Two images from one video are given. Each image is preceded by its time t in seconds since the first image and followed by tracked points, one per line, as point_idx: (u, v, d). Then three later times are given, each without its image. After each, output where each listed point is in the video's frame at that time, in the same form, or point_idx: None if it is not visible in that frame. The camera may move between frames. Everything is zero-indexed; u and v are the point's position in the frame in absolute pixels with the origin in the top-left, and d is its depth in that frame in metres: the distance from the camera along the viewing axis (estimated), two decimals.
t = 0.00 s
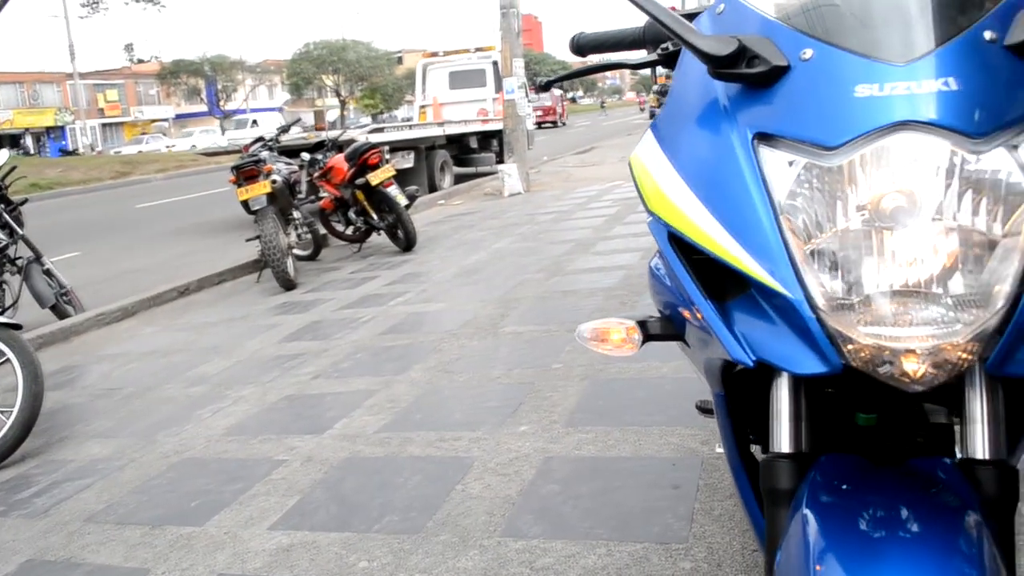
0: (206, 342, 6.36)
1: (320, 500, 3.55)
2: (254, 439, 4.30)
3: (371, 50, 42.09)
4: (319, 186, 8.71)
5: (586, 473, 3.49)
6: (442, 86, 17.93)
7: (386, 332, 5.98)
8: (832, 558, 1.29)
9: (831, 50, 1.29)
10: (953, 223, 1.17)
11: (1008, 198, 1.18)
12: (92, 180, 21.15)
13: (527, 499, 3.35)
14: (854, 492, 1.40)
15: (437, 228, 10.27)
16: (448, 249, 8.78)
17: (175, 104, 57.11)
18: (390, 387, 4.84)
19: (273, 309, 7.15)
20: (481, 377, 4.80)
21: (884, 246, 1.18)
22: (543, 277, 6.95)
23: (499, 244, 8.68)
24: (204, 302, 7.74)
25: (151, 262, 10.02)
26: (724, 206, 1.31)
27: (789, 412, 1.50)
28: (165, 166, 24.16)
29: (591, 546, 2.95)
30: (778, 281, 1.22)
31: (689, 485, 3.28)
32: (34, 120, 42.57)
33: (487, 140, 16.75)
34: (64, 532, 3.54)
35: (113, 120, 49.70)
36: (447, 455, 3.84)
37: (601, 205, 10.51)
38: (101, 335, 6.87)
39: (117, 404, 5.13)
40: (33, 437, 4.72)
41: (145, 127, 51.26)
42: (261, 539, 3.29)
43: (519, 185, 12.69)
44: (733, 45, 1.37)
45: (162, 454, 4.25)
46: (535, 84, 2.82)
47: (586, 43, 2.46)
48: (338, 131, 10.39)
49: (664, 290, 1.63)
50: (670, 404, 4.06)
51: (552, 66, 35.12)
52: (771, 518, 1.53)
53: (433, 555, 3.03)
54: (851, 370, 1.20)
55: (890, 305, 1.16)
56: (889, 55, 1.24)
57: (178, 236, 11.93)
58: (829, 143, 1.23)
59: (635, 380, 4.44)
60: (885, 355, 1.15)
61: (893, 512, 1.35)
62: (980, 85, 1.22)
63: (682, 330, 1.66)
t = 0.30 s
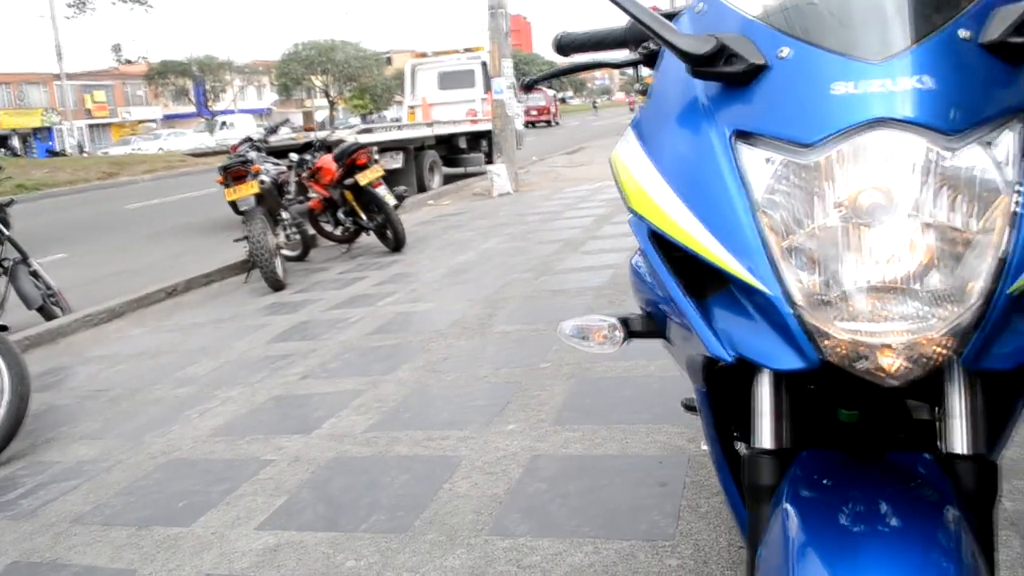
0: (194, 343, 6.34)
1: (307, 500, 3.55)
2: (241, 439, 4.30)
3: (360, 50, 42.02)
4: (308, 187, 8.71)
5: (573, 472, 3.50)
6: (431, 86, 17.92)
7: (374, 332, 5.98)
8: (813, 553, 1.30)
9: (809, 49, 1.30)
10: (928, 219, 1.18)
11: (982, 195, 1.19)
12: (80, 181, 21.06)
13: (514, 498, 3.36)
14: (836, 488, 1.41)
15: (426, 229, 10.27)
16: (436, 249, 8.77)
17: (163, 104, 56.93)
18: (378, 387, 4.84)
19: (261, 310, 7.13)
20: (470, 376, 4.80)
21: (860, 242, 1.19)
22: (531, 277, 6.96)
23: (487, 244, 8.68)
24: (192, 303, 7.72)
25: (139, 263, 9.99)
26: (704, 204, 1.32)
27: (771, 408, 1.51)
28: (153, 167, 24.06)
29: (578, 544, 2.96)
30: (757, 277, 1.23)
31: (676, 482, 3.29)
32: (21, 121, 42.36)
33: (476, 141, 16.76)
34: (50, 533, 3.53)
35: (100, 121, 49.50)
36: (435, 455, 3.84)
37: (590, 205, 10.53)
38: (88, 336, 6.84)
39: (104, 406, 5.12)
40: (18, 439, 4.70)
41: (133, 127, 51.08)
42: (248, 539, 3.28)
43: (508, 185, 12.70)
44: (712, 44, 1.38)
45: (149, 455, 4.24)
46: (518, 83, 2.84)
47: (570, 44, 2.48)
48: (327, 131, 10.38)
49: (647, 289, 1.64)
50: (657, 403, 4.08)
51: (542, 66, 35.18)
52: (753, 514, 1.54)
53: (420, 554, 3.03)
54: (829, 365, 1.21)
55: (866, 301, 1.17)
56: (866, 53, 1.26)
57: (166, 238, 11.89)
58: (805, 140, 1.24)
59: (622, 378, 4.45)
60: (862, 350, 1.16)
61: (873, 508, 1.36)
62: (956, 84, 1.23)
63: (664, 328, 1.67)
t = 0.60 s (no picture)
0: (183, 345, 6.32)
1: (297, 502, 3.54)
2: (230, 442, 4.28)
3: (350, 51, 41.94)
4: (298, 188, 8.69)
5: (563, 473, 3.50)
6: (422, 87, 17.90)
7: (365, 334, 5.97)
8: (796, 550, 1.31)
9: (789, 49, 1.31)
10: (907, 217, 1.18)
11: (962, 194, 1.20)
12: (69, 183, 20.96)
13: (504, 499, 3.36)
14: (820, 485, 1.41)
15: (416, 230, 10.26)
16: (427, 250, 8.77)
17: (153, 106, 56.75)
18: (368, 388, 4.83)
19: (251, 312, 7.11)
20: (460, 378, 4.80)
21: (839, 241, 1.20)
22: (522, 278, 6.96)
23: (478, 245, 8.68)
24: (181, 305, 7.70)
25: (128, 266, 9.95)
26: (685, 204, 1.32)
27: (755, 408, 1.51)
28: (142, 169, 23.94)
29: (568, 545, 2.96)
30: (737, 276, 1.23)
31: (665, 483, 3.30)
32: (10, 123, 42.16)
33: (467, 142, 16.75)
34: (38, 537, 3.51)
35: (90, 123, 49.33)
36: (425, 456, 3.83)
37: (580, 206, 10.54)
38: (77, 339, 6.82)
39: (93, 409, 5.10)
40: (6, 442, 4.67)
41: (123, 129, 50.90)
42: (238, 542, 3.27)
43: (498, 187, 12.70)
44: (693, 43, 1.38)
45: (138, 458, 4.22)
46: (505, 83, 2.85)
47: (555, 42, 2.49)
48: (317, 133, 10.36)
49: (630, 288, 1.65)
50: (647, 404, 4.08)
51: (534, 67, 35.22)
52: (737, 513, 1.54)
53: (410, 556, 3.03)
54: (808, 363, 1.23)
55: (846, 300, 1.18)
56: (846, 53, 1.26)
57: (156, 239, 11.85)
58: (785, 139, 1.25)
59: (612, 379, 4.45)
60: (842, 349, 1.18)
61: (855, 506, 1.36)
62: (935, 83, 1.23)
63: (648, 327, 1.67)
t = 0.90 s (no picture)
0: (173, 349, 6.30)
1: (287, 506, 3.53)
2: (221, 446, 4.27)
3: (341, 55, 41.96)
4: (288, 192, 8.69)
5: (553, 475, 3.50)
6: (413, 90, 17.90)
7: (355, 337, 5.96)
8: (780, 551, 1.31)
9: (769, 51, 1.32)
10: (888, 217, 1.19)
11: (941, 196, 1.21)
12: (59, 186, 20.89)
13: (494, 501, 3.36)
14: (804, 486, 1.42)
15: (407, 233, 10.25)
16: (418, 253, 8.76)
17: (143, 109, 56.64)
18: (359, 392, 4.82)
19: (242, 315, 7.10)
20: (450, 381, 4.80)
21: (819, 242, 1.20)
22: (513, 281, 6.96)
23: (469, 248, 8.68)
24: (171, 309, 7.68)
25: (118, 269, 9.92)
26: (668, 205, 1.33)
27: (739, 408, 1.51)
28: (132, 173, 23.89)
29: (558, 547, 2.96)
30: (719, 277, 1.24)
31: (655, 485, 3.30)
32: None
33: (458, 145, 16.75)
34: (27, 542, 3.49)
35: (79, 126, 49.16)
36: (416, 459, 3.83)
37: (571, 209, 10.55)
38: (67, 344, 6.79)
39: (82, 413, 5.08)
40: None
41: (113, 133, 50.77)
42: (228, 546, 3.26)
43: (489, 189, 12.70)
44: (674, 46, 1.38)
45: (128, 462, 4.21)
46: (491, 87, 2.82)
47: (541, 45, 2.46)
48: (307, 136, 10.34)
49: (615, 291, 1.65)
50: (638, 405, 4.09)
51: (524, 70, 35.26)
52: (722, 513, 1.54)
53: (400, 559, 3.03)
54: (790, 365, 1.23)
55: (828, 301, 1.18)
56: (827, 56, 1.27)
57: (146, 243, 11.82)
58: (766, 141, 1.26)
59: (603, 382, 4.46)
60: (823, 351, 1.17)
61: (839, 506, 1.37)
62: (915, 85, 1.24)
63: (632, 328, 1.68)
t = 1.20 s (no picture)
0: (163, 350, 6.29)
1: (276, 506, 3.53)
2: (210, 446, 4.27)
3: (332, 55, 41.91)
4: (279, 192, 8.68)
5: (542, 474, 3.51)
6: (404, 90, 17.89)
7: (346, 337, 5.96)
8: (762, 547, 1.32)
9: (749, 51, 1.33)
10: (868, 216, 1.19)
11: (920, 195, 1.22)
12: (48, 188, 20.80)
13: (483, 500, 3.36)
14: (787, 483, 1.42)
15: (398, 233, 10.24)
16: (409, 253, 8.76)
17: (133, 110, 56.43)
18: (349, 392, 4.82)
19: (232, 316, 7.09)
20: (440, 380, 4.80)
21: (799, 240, 1.21)
22: (504, 281, 6.96)
23: (460, 248, 8.68)
24: (162, 310, 7.66)
25: (108, 270, 9.89)
26: (650, 204, 1.34)
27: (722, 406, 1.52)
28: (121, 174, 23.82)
29: (547, 546, 2.97)
30: (700, 277, 1.25)
31: (644, 483, 3.31)
32: None
33: (449, 145, 16.76)
34: (15, 543, 3.48)
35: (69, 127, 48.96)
36: (405, 459, 3.83)
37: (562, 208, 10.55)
38: (56, 344, 6.77)
39: (71, 414, 5.07)
40: None
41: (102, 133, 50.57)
42: (216, 546, 3.26)
43: (481, 189, 12.71)
44: (656, 46, 1.39)
45: (117, 463, 4.20)
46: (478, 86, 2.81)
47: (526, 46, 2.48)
48: (297, 135, 10.32)
49: (599, 290, 1.66)
50: (627, 404, 4.10)
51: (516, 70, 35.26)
52: (706, 510, 1.55)
53: (388, 559, 3.03)
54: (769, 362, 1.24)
55: (807, 300, 1.19)
56: (808, 55, 1.28)
57: (136, 244, 11.79)
58: (746, 140, 1.26)
59: (592, 381, 4.47)
60: (803, 348, 1.18)
61: (821, 503, 1.38)
62: (894, 84, 1.25)
63: (616, 327, 1.68)
